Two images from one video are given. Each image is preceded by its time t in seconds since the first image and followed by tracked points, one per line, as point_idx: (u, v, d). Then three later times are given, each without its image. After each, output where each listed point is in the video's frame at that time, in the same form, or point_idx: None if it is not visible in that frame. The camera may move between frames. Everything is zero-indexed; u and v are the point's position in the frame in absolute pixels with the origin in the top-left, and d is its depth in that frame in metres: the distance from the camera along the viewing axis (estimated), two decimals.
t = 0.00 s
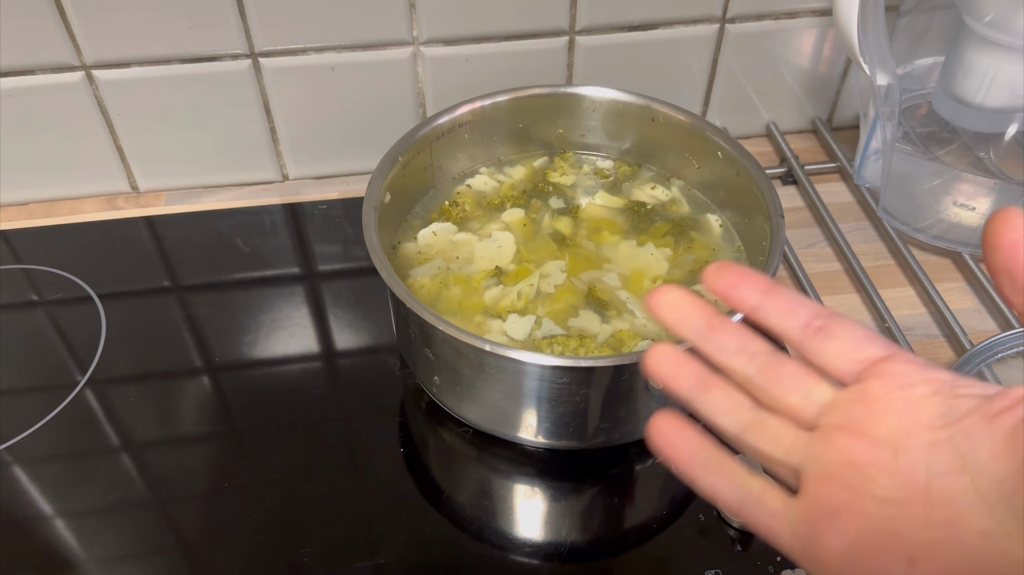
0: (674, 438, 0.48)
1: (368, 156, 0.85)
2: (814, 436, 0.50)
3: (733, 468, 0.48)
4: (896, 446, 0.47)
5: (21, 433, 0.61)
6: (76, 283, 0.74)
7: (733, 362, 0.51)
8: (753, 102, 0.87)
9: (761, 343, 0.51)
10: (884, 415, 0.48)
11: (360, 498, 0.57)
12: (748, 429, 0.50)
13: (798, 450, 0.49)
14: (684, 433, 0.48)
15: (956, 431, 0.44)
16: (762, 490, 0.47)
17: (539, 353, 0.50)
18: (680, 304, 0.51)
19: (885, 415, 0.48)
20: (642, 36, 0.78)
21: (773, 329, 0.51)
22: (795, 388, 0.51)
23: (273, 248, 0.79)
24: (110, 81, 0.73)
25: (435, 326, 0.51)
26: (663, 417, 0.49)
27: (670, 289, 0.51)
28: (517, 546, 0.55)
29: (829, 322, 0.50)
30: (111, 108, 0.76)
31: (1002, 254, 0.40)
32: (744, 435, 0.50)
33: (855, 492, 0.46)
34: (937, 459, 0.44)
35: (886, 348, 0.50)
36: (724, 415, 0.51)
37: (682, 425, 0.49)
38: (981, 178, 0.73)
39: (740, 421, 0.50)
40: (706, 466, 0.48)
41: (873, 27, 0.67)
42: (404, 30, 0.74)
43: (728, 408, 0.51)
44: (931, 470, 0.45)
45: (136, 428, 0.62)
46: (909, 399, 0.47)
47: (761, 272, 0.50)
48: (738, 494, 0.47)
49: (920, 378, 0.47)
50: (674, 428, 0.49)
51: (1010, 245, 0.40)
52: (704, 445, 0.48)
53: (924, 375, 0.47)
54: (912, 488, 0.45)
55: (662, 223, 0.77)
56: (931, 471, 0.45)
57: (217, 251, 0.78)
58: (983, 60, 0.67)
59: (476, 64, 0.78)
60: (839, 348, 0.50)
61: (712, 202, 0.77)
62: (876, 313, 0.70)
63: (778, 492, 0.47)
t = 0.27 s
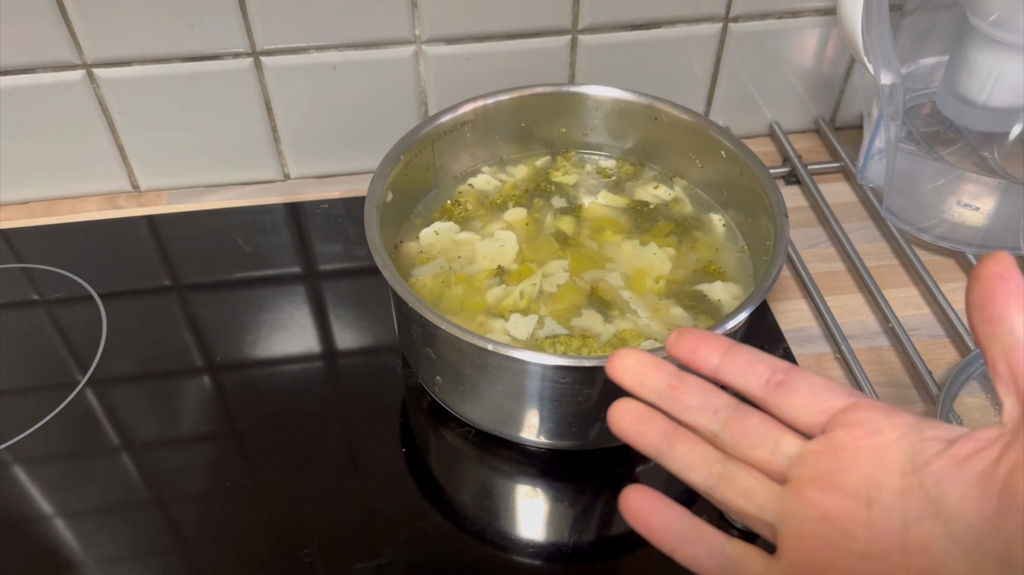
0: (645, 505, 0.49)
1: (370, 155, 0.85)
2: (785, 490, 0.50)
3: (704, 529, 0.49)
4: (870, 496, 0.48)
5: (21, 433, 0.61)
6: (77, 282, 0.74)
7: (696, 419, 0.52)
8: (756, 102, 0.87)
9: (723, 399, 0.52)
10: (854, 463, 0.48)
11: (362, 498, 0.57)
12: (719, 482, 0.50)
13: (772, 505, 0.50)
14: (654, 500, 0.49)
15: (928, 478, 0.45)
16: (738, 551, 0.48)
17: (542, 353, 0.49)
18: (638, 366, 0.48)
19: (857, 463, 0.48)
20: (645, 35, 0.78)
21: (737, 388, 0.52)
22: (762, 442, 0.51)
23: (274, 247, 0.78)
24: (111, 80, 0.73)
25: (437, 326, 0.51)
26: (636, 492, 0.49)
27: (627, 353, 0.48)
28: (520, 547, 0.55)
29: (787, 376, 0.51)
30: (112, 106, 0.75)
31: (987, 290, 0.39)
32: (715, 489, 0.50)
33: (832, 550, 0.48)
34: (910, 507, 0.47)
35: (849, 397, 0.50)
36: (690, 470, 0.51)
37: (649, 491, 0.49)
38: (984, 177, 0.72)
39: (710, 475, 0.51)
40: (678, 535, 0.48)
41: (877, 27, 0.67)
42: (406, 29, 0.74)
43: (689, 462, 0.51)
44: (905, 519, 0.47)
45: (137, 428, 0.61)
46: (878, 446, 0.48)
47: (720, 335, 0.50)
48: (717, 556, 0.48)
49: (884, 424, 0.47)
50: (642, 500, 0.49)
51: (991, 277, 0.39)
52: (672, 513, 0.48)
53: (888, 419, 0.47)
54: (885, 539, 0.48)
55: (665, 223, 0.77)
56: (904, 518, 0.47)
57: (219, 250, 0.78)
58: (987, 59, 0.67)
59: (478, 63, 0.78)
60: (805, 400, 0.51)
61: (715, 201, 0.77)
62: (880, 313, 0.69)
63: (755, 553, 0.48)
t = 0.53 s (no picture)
0: (657, 494, 0.49)
1: (373, 156, 0.85)
2: (796, 483, 0.50)
3: (716, 520, 0.48)
4: (879, 489, 0.48)
5: (23, 433, 0.61)
6: (79, 282, 0.74)
7: (709, 409, 0.52)
8: (759, 103, 0.87)
9: (736, 390, 0.52)
10: (866, 456, 0.48)
11: (365, 499, 0.57)
12: (732, 472, 0.50)
13: (782, 498, 0.50)
14: (664, 486, 0.49)
15: (938, 473, 0.45)
16: (747, 544, 0.48)
17: (546, 354, 0.49)
18: (652, 354, 0.48)
19: (869, 456, 0.48)
20: (648, 36, 0.78)
21: (750, 380, 0.53)
22: (774, 433, 0.51)
23: (277, 248, 0.78)
24: (115, 80, 0.73)
25: (441, 327, 0.51)
26: (649, 477, 0.49)
27: (642, 340, 0.48)
28: (522, 548, 0.55)
29: (800, 369, 0.52)
30: (115, 107, 0.75)
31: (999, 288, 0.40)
32: (727, 480, 0.50)
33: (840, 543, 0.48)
34: (919, 502, 0.46)
35: (861, 392, 0.50)
36: (704, 459, 0.50)
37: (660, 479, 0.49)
38: (988, 179, 0.72)
39: (723, 465, 0.50)
40: (690, 523, 0.48)
41: (881, 27, 0.67)
42: (409, 30, 0.74)
43: (702, 450, 0.50)
44: (914, 514, 0.47)
45: (139, 428, 0.61)
46: (889, 440, 0.48)
47: (733, 326, 0.51)
48: (726, 547, 0.48)
49: (896, 418, 0.47)
50: (653, 485, 0.49)
51: (1004, 275, 0.39)
52: (684, 500, 0.48)
53: (900, 413, 0.47)
54: (894, 534, 0.47)
55: (669, 224, 0.77)
56: (913, 514, 0.47)
57: (221, 251, 0.78)
58: (991, 61, 0.67)
59: (481, 64, 0.78)
60: (817, 393, 0.51)
61: (718, 202, 0.77)
62: (883, 314, 0.69)
63: (765, 545, 0.48)
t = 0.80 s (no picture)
0: (661, 497, 0.48)
1: (372, 158, 0.85)
2: (799, 485, 0.50)
3: (719, 523, 0.48)
4: (883, 492, 0.48)
5: (22, 435, 0.61)
6: (79, 284, 0.74)
7: (713, 410, 0.52)
8: (759, 105, 0.87)
9: (740, 391, 0.52)
10: (870, 459, 0.48)
11: (364, 501, 0.57)
12: (734, 475, 0.50)
13: (786, 500, 0.50)
14: (668, 489, 0.49)
15: (943, 477, 0.45)
16: (750, 547, 0.48)
17: (545, 356, 0.49)
18: (656, 354, 0.49)
19: (873, 459, 0.48)
20: (648, 38, 0.78)
21: (753, 382, 0.53)
22: (778, 435, 0.52)
23: (276, 250, 0.78)
24: (114, 82, 0.73)
25: (440, 329, 0.51)
26: (654, 480, 0.49)
27: (645, 340, 0.49)
28: (522, 550, 0.55)
29: (804, 371, 0.52)
30: (115, 108, 0.75)
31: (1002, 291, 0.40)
32: (730, 482, 0.50)
33: (843, 546, 0.48)
34: (923, 505, 0.46)
35: (865, 395, 0.50)
36: (707, 461, 0.50)
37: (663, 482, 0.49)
38: (988, 182, 0.72)
39: (726, 467, 0.50)
40: (693, 525, 0.48)
41: (881, 29, 0.67)
42: (409, 32, 0.74)
43: (706, 452, 0.50)
44: (918, 518, 0.46)
45: (138, 430, 0.61)
46: (893, 444, 0.48)
47: (737, 329, 0.51)
48: (729, 550, 0.48)
49: (900, 423, 0.47)
50: (657, 488, 0.48)
51: (1007, 278, 0.39)
52: (688, 503, 0.48)
53: (904, 418, 0.47)
54: (897, 537, 0.47)
55: (668, 226, 0.77)
56: (917, 517, 0.46)
57: (221, 252, 0.78)
58: (990, 63, 0.67)
59: (480, 66, 0.78)
60: (821, 397, 0.51)
61: (717, 205, 0.77)
62: (882, 316, 0.69)
63: (769, 549, 0.47)
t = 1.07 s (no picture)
0: (660, 504, 0.48)
1: (375, 162, 0.85)
2: (796, 491, 0.50)
3: (716, 529, 0.48)
4: (879, 498, 0.48)
5: (25, 437, 0.61)
6: (82, 287, 0.74)
7: (711, 417, 0.52)
8: (759, 110, 0.88)
9: (738, 399, 0.52)
10: (866, 465, 0.49)
11: (365, 503, 0.57)
12: (733, 480, 0.50)
13: (783, 506, 0.50)
14: (667, 496, 0.48)
15: (938, 483, 0.45)
16: (747, 553, 0.48)
17: (546, 360, 0.49)
18: (654, 362, 0.48)
19: (869, 466, 0.49)
20: (648, 44, 0.78)
21: (750, 391, 0.53)
22: (774, 443, 0.52)
23: (279, 253, 0.79)
24: (118, 86, 0.74)
25: (441, 332, 0.51)
26: (653, 486, 0.49)
27: (643, 346, 0.48)
28: (522, 553, 0.55)
29: (801, 380, 0.52)
30: (118, 112, 0.76)
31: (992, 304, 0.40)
32: (728, 488, 0.50)
33: (840, 552, 0.48)
34: (919, 510, 0.47)
35: (861, 403, 0.50)
36: (705, 468, 0.50)
37: (662, 488, 0.49)
38: (987, 187, 0.73)
39: (724, 473, 0.50)
40: (691, 531, 0.48)
41: (880, 35, 0.67)
42: (411, 38, 0.74)
43: (704, 458, 0.50)
44: (913, 523, 0.47)
45: (140, 433, 0.62)
46: (889, 451, 0.48)
47: (735, 338, 0.52)
48: (727, 556, 0.48)
49: (897, 430, 0.48)
50: (656, 494, 0.48)
51: (1000, 289, 0.40)
52: (687, 510, 0.48)
53: (900, 425, 0.48)
54: (893, 542, 0.47)
55: (668, 231, 0.77)
56: (912, 522, 0.47)
57: (223, 256, 0.78)
58: (989, 69, 0.67)
59: (482, 71, 0.78)
60: (818, 405, 0.52)
61: (717, 209, 0.77)
62: (881, 320, 0.70)
63: (766, 555, 0.48)
